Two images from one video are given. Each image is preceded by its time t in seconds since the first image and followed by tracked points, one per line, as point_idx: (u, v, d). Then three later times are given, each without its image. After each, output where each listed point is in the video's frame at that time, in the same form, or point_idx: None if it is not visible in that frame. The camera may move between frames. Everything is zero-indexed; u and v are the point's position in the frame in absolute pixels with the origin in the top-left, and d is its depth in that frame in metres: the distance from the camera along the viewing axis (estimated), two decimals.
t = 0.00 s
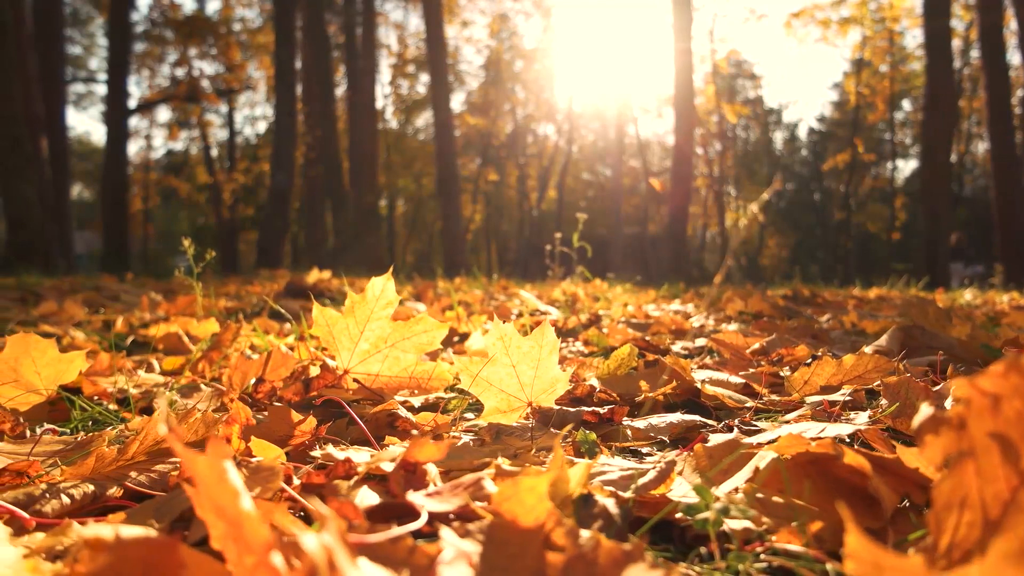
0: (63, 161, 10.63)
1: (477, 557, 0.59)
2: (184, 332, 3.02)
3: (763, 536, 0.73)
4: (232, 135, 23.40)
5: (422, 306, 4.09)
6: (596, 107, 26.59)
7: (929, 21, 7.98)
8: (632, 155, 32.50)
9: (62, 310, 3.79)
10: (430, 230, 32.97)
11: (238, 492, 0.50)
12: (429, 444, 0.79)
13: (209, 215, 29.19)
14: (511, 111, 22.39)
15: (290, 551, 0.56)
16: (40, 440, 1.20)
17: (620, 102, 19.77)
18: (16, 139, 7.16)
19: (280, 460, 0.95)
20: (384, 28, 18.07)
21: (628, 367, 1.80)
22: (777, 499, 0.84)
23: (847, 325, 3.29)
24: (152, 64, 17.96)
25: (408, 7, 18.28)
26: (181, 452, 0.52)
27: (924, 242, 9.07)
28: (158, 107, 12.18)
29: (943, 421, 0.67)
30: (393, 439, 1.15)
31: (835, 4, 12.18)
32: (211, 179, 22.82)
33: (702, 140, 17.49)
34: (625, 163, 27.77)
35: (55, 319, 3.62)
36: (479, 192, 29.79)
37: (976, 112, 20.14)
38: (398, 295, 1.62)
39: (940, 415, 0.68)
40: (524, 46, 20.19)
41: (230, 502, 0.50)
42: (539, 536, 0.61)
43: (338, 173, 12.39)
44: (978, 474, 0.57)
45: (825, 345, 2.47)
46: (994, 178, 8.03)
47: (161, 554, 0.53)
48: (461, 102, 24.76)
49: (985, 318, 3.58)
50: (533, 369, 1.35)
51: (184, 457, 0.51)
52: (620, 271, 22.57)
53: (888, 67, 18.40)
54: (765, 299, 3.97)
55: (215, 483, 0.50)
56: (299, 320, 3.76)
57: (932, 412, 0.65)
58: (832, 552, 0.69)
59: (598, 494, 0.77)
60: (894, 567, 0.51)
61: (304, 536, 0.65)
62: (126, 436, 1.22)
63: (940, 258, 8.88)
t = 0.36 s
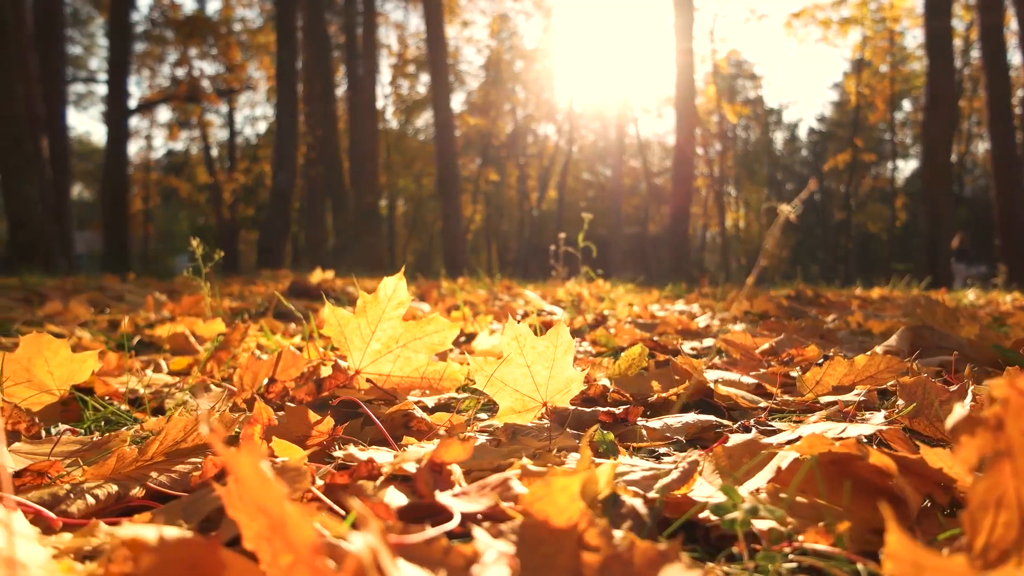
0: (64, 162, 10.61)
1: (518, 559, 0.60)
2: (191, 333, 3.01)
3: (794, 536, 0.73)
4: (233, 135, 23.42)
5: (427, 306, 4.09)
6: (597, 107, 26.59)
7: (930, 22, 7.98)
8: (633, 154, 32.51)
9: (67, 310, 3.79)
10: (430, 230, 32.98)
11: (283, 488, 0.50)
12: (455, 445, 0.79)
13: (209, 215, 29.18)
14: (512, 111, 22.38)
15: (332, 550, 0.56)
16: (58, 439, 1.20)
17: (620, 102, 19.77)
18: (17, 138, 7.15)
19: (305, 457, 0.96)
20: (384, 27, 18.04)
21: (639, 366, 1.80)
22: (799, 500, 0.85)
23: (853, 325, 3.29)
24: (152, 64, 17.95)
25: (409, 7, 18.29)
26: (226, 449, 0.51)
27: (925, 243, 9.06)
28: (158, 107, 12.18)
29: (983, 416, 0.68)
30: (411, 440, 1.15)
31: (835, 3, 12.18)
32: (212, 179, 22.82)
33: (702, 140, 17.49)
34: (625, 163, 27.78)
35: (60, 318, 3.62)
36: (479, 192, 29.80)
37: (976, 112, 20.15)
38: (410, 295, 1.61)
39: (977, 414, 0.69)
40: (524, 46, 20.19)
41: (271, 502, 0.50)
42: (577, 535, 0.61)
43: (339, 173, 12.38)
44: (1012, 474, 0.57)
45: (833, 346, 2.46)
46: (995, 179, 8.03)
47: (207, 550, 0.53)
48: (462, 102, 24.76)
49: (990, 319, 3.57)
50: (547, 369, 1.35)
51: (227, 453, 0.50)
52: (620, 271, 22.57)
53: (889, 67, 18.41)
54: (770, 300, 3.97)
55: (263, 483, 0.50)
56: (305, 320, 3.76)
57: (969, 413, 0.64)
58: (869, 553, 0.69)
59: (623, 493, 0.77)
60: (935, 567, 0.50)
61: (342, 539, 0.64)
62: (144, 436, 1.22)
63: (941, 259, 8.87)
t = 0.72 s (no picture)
0: (64, 162, 10.61)
1: (548, 558, 0.59)
2: (196, 333, 3.01)
3: (820, 536, 0.72)
4: (233, 135, 23.43)
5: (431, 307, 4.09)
6: (597, 107, 26.59)
7: (931, 21, 7.98)
8: (633, 154, 32.52)
9: (71, 311, 3.79)
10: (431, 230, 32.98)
11: (322, 484, 0.50)
12: (479, 445, 0.79)
13: (209, 216, 29.19)
14: (512, 111, 22.38)
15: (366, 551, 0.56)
16: (75, 439, 1.20)
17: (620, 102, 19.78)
18: (19, 139, 7.14)
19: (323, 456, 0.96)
20: (384, 28, 18.04)
21: (649, 366, 1.80)
22: (822, 499, 0.84)
23: (858, 325, 3.29)
24: (152, 64, 17.93)
25: (409, 7, 18.31)
26: (259, 449, 0.51)
27: (926, 243, 9.07)
28: (158, 107, 12.17)
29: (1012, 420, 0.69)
30: (427, 439, 1.15)
31: (835, 4, 12.19)
32: (212, 179, 22.80)
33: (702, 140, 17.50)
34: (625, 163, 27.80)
35: (65, 318, 3.62)
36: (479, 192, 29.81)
37: (977, 113, 20.16)
38: (420, 295, 1.61)
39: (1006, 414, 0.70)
40: (524, 46, 20.19)
41: (309, 499, 0.50)
42: (605, 535, 0.62)
43: (340, 173, 12.38)
44: None
45: (840, 346, 2.47)
46: (995, 179, 8.04)
47: (243, 549, 0.53)
48: (462, 102, 24.76)
49: (994, 318, 3.58)
50: (560, 369, 1.35)
51: (263, 452, 0.50)
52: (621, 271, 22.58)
53: (889, 67, 18.41)
54: (774, 300, 3.98)
55: (298, 480, 0.50)
56: (310, 321, 3.76)
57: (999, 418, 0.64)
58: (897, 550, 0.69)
59: (650, 493, 0.77)
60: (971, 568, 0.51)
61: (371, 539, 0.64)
62: (159, 436, 1.23)
63: (942, 259, 8.85)
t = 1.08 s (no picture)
0: (65, 163, 10.62)
1: (592, 556, 0.60)
2: (204, 332, 3.02)
3: (855, 534, 0.73)
4: (233, 135, 23.43)
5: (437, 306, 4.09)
6: (597, 107, 26.59)
7: (931, 22, 7.99)
8: (633, 154, 32.53)
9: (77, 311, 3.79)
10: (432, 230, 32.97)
11: (373, 481, 0.51)
12: (513, 447, 0.79)
13: (210, 216, 29.17)
14: (512, 111, 22.39)
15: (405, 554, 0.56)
16: (96, 439, 1.20)
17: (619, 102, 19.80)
18: (20, 138, 7.12)
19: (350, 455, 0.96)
20: (384, 28, 18.02)
21: (663, 366, 1.80)
22: (851, 500, 0.85)
23: (865, 325, 3.30)
24: (153, 64, 17.93)
25: (409, 8, 18.32)
26: (307, 444, 0.52)
27: (927, 244, 9.07)
28: (159, 108, 12.16)
29: None
30: (451, 441, 1.15)
31: (836, 4, 12.20)
32: (212, 179, 22.79)
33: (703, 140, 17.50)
34: (625, 164, 27.79)
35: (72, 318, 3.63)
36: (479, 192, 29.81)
37: (978, 114, 20.17)
38: (437, 296, 1.61)
39: None
40: (524, 46, 20.19)
41: (362, 497, 0.51)
42: (646, 534, 0.62)
43: (341, 173, 12.39)
44: None
45: (850, 346, 2.47)
46: (996, 179, 8.04)
47: (296, 550, 0.53)
48: (462, 103, 24.78)
49: (999, 318, 3.58)
50: (579, 369, 1.35)
51: (314, 448, 0.50)
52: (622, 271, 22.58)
53: (890, 68, 18.41)
54: (780, 300, 3.98)
55: (350, 476, 0.51)
56: (317, 321, 3.76)
57: None
58: (932, 549, 0.69)
59: (683, 493, 0.77)
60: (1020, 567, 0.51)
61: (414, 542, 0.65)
62: (180, 436, 1.23)
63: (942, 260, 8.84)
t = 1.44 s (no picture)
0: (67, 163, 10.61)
1: (632, 552, 0.60)
2: (211, 332, 3.02)
3: (885, 534, 0.72)
4: (233, 135, 23.42)
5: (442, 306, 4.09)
6: (597, 107, 26.60)
7: (933, 21, 7.99)
8: (634, 154, 32.54)
9: (83, 311, 3.79)
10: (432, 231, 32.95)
11: (419, 483, 0.50)
12: (541, 447, 0.79)
13: (210, 217, 29.14)
14: (512, 111, 22.38)
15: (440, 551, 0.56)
16: (113, 441, 1.21)
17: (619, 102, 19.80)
18: (22, 138, 7.14)
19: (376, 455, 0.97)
20: (385, 28, 17.99)
21: (674, 366, 1.80)
22: (873, 500, 0.85)
23: (871, 325, 3.30)
24: (153, 64, 17.94)
25: (410, 7, 18.32)
26: (347, 447, 0.52)
27: (929, 244, 9.06)
28: (159, 108, 12.16)
29: None
30: (468, 442, 1.15)
31: (837, 3, 12.20)
32: (212, 179, 22.76)
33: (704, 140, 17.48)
34: (625, 164, 27.78)
35: (77, 318, 3.62)
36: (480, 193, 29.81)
37: (978, 114, 20.17)
38: (449, 298, 1.61)
39: None
40: (524, 46, 20.19)
41: (408, 496, 0.50)
42: (679, 535, 0.61)
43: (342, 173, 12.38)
44: None
45: (859, 346, 2.47)
46: (997, 179, 8.04)
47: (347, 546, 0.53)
48: (462, 103, 24.76)
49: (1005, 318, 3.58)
50: (595, 370, 1.35)
51: (357, 445, 0.50)
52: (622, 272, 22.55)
53: (890, 68, 18.41)
54: (785, 301, 3.98)
55: (394, 478, 0.50)
56: (323, 321, 3.75)
57: None
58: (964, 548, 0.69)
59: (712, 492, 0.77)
60: None
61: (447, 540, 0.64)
62: (198, 435, 1.23)
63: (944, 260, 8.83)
